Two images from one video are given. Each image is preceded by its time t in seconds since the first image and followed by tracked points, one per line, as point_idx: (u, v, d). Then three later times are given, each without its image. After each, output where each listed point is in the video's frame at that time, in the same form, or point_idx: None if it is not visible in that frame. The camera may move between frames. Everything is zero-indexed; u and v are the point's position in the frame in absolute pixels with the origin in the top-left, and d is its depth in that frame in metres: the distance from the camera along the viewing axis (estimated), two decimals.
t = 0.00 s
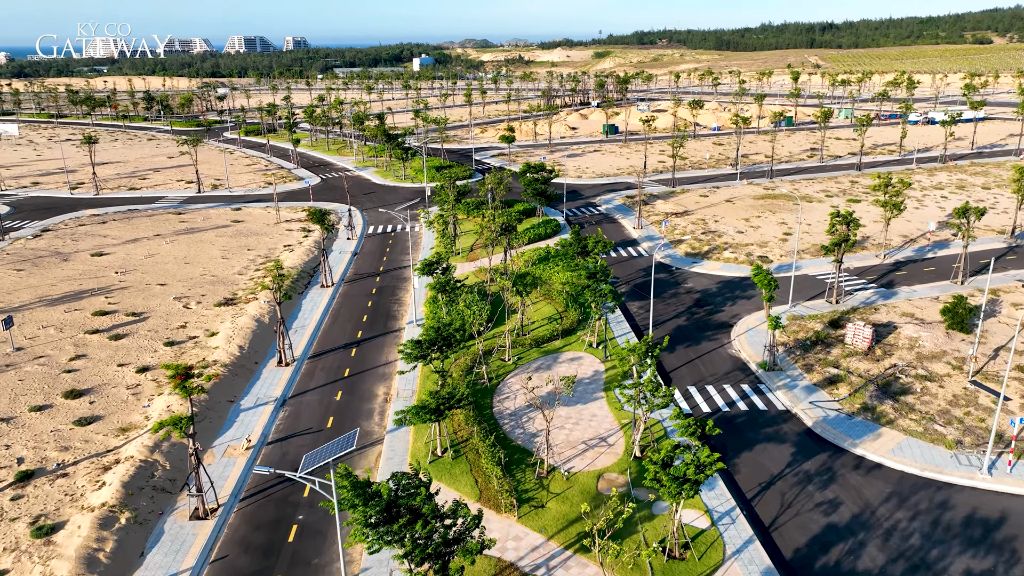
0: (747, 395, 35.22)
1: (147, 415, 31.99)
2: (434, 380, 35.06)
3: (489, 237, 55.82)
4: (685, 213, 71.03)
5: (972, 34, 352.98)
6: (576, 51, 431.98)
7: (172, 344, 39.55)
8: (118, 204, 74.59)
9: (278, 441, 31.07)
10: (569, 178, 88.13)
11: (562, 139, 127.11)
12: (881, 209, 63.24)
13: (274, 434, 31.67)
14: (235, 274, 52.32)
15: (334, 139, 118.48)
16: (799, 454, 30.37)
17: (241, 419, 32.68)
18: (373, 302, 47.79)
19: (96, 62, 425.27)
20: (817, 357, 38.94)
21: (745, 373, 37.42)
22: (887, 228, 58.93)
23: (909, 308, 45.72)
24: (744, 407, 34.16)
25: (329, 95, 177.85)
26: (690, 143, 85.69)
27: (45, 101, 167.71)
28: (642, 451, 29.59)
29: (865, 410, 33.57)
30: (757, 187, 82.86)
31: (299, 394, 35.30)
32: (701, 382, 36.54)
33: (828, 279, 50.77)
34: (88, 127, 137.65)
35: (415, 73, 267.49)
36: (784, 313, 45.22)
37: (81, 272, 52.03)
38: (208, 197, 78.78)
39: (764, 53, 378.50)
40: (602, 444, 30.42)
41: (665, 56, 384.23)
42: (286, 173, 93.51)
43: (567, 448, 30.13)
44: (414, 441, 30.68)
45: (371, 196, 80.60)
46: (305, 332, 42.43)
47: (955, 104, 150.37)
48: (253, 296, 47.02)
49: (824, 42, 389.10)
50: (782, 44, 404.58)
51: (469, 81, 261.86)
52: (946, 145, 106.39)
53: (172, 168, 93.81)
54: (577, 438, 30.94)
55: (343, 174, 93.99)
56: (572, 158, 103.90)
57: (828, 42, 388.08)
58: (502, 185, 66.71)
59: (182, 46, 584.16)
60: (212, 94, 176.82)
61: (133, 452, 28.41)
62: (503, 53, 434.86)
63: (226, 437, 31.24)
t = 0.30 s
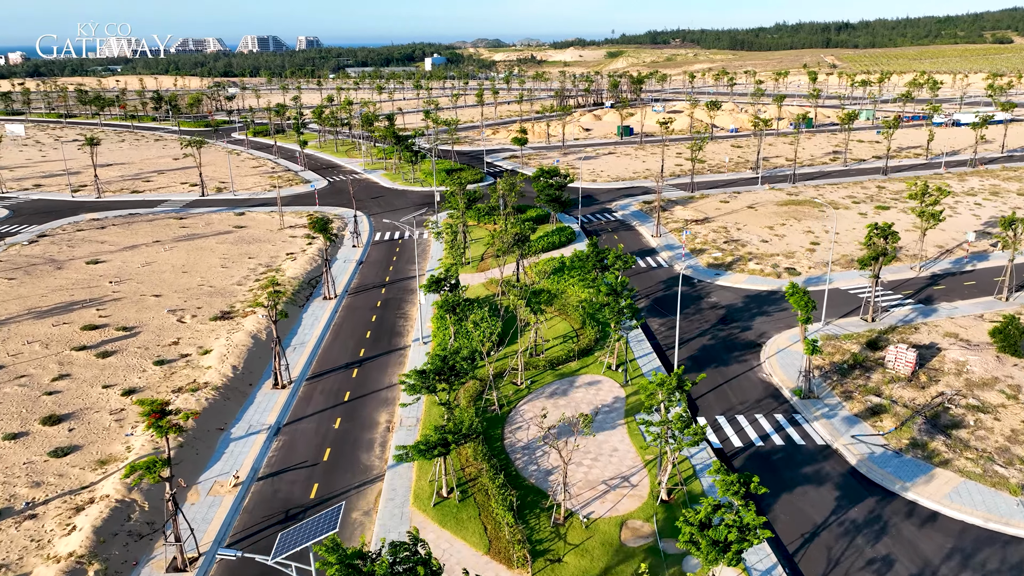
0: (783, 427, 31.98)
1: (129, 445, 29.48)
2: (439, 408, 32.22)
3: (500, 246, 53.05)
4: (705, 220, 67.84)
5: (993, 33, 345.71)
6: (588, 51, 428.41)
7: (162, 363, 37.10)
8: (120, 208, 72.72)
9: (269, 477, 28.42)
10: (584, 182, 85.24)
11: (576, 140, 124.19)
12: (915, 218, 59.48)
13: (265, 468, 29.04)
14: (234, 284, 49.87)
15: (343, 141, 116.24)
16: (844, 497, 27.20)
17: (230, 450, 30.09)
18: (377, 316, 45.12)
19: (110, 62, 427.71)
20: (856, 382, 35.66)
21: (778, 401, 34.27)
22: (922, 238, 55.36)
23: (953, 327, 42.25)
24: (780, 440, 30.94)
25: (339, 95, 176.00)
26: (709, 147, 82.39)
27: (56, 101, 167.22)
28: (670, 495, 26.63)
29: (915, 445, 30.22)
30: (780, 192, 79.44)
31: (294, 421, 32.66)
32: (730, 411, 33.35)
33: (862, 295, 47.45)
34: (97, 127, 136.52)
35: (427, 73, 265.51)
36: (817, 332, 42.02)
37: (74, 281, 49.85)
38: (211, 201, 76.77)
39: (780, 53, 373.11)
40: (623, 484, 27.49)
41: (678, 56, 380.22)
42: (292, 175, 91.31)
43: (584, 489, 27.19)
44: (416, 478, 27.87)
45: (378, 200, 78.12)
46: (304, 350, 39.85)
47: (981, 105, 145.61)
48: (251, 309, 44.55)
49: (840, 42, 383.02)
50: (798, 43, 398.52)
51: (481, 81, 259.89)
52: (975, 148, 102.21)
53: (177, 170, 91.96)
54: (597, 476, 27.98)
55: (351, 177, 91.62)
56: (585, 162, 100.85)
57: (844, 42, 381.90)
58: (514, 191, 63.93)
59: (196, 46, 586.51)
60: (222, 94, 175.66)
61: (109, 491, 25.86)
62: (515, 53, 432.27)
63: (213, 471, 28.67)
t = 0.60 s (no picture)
0: (827, 473, 28.47)
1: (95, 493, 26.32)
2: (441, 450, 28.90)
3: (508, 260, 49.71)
4: (725, 230, 64.31)
5: (1008, 33, 339.78)
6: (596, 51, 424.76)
7: (140, 392, 33.98)
8: (112, 215, 69.98)
9: (249, 531, 25.26)
10: (594, 188, 81.88)
11: (585, 143, 120.80)
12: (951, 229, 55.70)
13: (246, 521, 25.87)
14: (224, 301, 46.76)
15: (347, 143, 113.31)
16: (905, 563, 23.70)
17: (208, 499, 26.94)
18: (376, 337, 41.90)
19: (116, 62, 427.37)
20: (905, 418, 32.07)
21: (818, 440, 30.78)
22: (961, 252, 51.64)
23: (1005, 354, 38.55)
24: (825, 490, 27.43)
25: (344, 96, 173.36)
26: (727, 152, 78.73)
27: (58, 102, 165.30)
28: (705, 561, 23.23)
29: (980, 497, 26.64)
30: (801, 199, 75.76)
31: (282, 462, 29.47)
32: (766, 452, 29.86)
33: (901, 316, 43.64)
34: (97, 129, 134.36)
35: (433, 73, 262.65)
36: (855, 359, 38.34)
37: (56, 296, 46.93)
38: (208, 207, 73.98)
39: (791, 53, 368.33)
40: (651, 546, 24.10)
41: (687, 56, 376.38)
42: (292, 180, 88.37)
43: (606, 551, 23.83)
44: (415, 537, 24.61)
45: (382, 207, 75.11)
46: (295, 377, 36.66)
47: (1002, 107, 141.26)
48: (240, 329, 41.36)
49: (851, 42, 377.80)
50: (808, 43, 393.27)
51: (487, 81, 256.99)
52: (1002, 153, 98.04)
53: (174, 174, 89.27)
54: (619, 535, 24.61)
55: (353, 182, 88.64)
56: (596, 166, 97.46)
57: (855, 42, 376.57)
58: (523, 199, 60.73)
59: (203, 46, 587.24)
60: (225, 95, 173.18)
61: (64, 553, 22.70)
62: (522, 53, 428.96)
63: (187, 524, 25.53)
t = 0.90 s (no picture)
0: (884, 539, 24.67)
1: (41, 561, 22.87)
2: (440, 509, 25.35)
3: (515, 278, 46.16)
4: (745, 241, 60.50)
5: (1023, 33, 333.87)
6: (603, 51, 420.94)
7: (108, 431, 30.51)
8: (100, 224, 66.90)
9: None
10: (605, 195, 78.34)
11: (594, 146, 117.26)
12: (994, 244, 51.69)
13: None
14: (209, 322, 43.30)
15: (349, 146, 110.10)
16: None
17: (172, 566, 23.48)
18: (372, 365, 38.37)
19: (122, 62, 426.82)
20: (968, 470, 28.18)
21: (869, 494, 27.02)
22: (1006, 270, 47.65)
23: None
24: (885, 561, 23.62)
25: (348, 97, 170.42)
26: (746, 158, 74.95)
27: (59, 102, 163.04)
28: None
29: None
30: (824, 208, 71.87)
31: (260, 518, 26.02)
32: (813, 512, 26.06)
33: (947, 343, 39.82)
34: (96, 132, 131.79)
35: (439, 73, 259.62)
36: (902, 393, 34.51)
37: (29, 315, 43.65)
38: (201, 215, 70.83)
39: (801, 53, 363.42)
40: None
41: (695, 56, 372.29)
42: (291, 185, 85.14)
43: None
44: None
45: (383, 215, 71.71)
46: (281, 414, 33.16)
47: None
48: (224, 356, 37.87)
49: (861, 42, 372.56)
50: (817, 43, 388.04)
51: (494, 82, 253.87)
52: None
53: (169, 178, 86.25)
54: None
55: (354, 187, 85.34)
56: (606, 172, 93.84)
57: (866, 42, 371.26)
58: (532, 209, 57.16)
59: (210, 47, 587.09)
60: (227, 95, 170.35)
61: None
62: (529, 53, 425.48)
63: None
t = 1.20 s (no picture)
0: None
1: None
2: None
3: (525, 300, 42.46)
4: (770, 255, 56.60)
5: None
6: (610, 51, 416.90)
7: (66, 480, 26.99)
8: (88, 233, 63.76)
9: None
10: (619, 203, 74.66)
11: (605, 149, 113.52)
12: None
13: None
14: (192, 346, 39.80)
15: (352, 150, 106.81)
16: None
17: None
18: (367, 399, 34.79)
19: (128, 61, 425.66)
20: None
21: (940, 569, 23.14)
22: None
23: None
24: None
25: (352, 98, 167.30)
26: (767, 165, 71.10)
27: (59, 103, 160.53)
28: None
29: None
30: (851, 218, 67.89)
31: None
32: None
33: (1006, 376, 35.90)
34: (94, 134, 129.05)
35: (445, 73, 256.36)
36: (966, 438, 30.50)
37: None
38: (195, 223, 67.60)
39: (812, 53, 358.20)
40: None
41: (704, 56, 367.85)
42: (290, 192, 81.91)
43: None
44: None
45: (384, 224, 68.21)
46: (264, 458, 29.61)
47: None
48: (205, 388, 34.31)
49: (872, 42, 367.05)
50: (828, 43, 382.71)
51: (501, 82, 250.45)
52: None
53: (164, 183, 83.13)
54: None
55: (356, 194, 81.97)
56: (618, 178, 90.14)
57: (877, 42, 365.76)
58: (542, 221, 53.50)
59: (216, 47, 586.46)
60: (230, 96, 167.58)
61: None
62: (536, 53, 421.73)
63: None
